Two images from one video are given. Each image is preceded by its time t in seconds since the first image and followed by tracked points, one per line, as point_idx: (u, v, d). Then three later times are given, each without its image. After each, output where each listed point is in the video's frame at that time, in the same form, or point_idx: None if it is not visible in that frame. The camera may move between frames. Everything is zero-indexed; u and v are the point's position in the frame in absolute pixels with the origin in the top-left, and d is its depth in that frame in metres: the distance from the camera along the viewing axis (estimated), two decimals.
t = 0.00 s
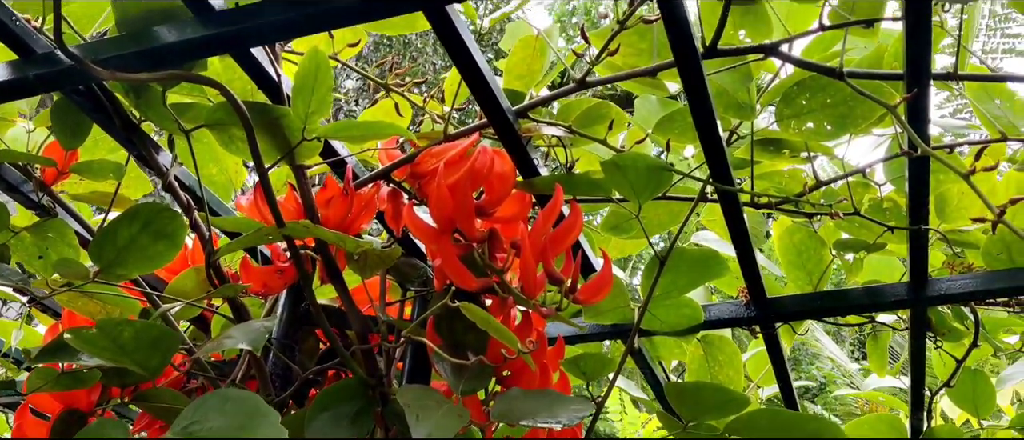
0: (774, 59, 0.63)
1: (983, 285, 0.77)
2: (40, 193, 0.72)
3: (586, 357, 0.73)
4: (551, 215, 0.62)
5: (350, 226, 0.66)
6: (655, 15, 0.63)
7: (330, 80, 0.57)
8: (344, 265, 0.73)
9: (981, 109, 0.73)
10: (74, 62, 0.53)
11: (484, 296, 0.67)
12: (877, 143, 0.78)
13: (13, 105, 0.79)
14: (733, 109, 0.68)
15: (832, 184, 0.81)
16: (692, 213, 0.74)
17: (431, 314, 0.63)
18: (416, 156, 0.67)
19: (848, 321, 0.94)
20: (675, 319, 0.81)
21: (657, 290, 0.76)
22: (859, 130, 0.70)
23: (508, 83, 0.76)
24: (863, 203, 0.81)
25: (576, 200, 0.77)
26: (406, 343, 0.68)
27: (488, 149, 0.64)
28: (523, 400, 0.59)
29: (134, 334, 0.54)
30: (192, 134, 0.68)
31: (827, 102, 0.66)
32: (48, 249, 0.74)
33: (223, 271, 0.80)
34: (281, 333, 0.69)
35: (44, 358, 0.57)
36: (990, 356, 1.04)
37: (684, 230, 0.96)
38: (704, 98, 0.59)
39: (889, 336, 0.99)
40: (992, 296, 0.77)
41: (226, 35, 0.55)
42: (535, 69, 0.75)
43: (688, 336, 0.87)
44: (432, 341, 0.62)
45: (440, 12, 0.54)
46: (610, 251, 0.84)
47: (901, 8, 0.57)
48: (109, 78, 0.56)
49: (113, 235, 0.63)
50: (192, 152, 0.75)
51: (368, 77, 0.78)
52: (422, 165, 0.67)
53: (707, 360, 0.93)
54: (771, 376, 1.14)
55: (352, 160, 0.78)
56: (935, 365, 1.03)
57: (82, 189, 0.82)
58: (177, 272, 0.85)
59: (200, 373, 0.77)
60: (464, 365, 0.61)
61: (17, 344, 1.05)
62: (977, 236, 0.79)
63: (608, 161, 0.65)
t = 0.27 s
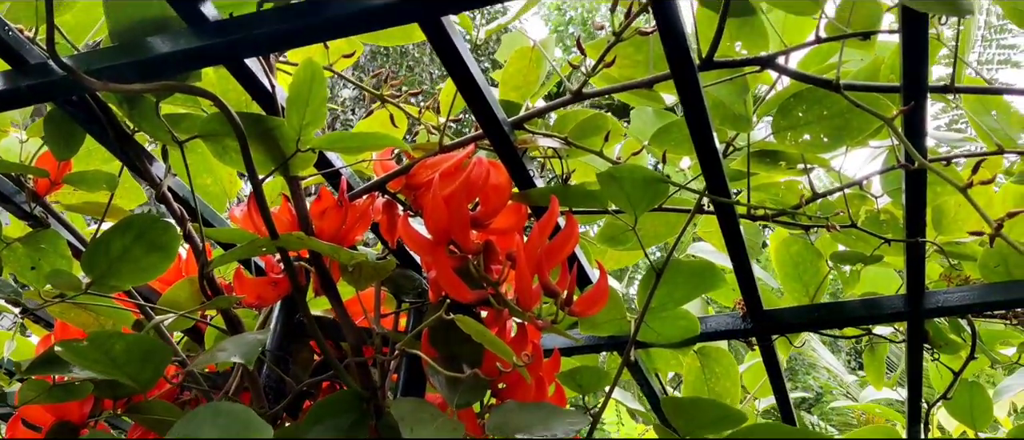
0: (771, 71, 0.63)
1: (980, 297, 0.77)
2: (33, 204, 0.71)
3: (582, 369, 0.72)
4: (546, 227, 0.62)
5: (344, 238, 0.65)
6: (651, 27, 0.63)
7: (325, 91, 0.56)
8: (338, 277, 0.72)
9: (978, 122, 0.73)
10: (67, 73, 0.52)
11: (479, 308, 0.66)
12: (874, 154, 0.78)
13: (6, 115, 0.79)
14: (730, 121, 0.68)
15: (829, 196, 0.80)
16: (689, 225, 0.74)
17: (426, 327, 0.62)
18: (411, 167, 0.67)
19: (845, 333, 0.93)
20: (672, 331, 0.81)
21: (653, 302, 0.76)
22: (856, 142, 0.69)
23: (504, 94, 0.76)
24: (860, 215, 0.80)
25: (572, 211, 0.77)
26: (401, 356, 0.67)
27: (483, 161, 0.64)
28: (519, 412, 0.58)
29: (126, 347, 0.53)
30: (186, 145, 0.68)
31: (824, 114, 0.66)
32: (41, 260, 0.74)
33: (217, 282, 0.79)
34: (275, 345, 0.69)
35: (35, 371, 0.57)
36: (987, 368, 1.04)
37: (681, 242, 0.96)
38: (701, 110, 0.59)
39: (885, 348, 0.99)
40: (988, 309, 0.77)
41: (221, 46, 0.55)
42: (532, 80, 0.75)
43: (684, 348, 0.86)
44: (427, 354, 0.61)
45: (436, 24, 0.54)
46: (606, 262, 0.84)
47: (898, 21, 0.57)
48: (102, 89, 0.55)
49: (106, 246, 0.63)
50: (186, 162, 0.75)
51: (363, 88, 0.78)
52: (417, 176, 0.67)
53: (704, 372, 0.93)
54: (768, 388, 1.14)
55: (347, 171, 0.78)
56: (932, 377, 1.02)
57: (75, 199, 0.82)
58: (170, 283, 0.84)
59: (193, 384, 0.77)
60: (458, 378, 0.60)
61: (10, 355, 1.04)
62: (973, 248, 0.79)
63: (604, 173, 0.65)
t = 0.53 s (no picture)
0: (767, 81, 0.62)
1: (977, 308, 0.77)
2: (26, 212, 0.71)
3: (578, 381, 0.72)
4: (542, 237, 0.61)
5: (339, 247, 0.65)
6: (648, 37, 0.63)
7: (320, 100, 0.56)
8: (333, 286, 0.72)
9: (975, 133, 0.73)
10: (60, 80, 0.52)
11: (475, 319, 0.66)
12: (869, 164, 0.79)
13: None
14: (727, 130, 0.68)
15: (825, 207, 0.80)
16: (685, 235, 0.73)
17: (421, 337, 0.62)
18: (406, 176, 0.66)
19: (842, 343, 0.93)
20: (668, 341, 0.80)
21: (649, 312, 0.75)
22: (853, 153, 0.69)
23: (500, 103, 0.76)
24: (857, 225, 0.80)
25: (568, 221, 0.77)
26: (395, 366, 0.67)
27: (479, 170, 0.64)
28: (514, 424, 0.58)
29: (118, 357, 0.53)
30: (180, 154, 0.67)
31: (820, 124, 0.66)
32: (33, 269, 0.73)
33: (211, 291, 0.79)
34: (268, 355, 0.68)
35: (26, 381, 0.56)
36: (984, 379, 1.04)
37: (677, 252, 0.96)
38: (697, 120, 0.59)
39: (883, 359, 0.98)
40: (986, 320, 0.76)
41: (216, 54, 0.54)
42: (528, 90, 0.75)
43: (681, 359, 0.86)
44: (422, 365, 0.61)
45: (432, 33, 0.54)
46: (602, 272, 0.84)
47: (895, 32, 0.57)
48: (96, 97, 0.55)
49: (99, 255, 0.62)
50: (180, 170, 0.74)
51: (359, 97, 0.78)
52: (412, 186, 0.67)
53: (701, 383, 0.93)
54: (765, 398, 1.13)
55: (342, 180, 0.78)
56: (929, 388, 1.02)
57: (69, 207, 0.81)
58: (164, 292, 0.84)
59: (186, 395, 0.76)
60: (453, 389, 0.60)
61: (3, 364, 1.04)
62: (971, 259, 0.78)
63: (601, 183, 0.65)
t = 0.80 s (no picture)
0: (765, 91, 0.62)
1: (975, 320, 0.76)
2: (18, 220, 0.70)
3: (574, 391, 0.71)
4: (538, 247, 0.61)
5: (334, 257, 0.64)
6: (645, 46, 0.62)
7: (316, 108, 0.56)
8: (328, 296, 0.71)
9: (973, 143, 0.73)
10: (53, 88, 0.52)
11: (470, 329, 0.65)
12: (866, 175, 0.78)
13: None
14: (724, 140, 0.67)
15: (823, 217, 0.80)
16: (683, 245, 0.73)
17: (416, 348, 0.61)
18: (402, 185, 0.66)
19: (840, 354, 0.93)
20: (665, 352, 0.80)
21: (647, 323, 0.75)
22: (851, 163, 0.69)
23: (497, 112, 0.75)
24: (854, 235, 0.80)
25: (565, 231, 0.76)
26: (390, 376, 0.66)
27: (475, 179, 0.63)
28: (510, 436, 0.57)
29: (109, 367, 0.52)
30: (174, 162, 0.67)
31: (818, 134, 0.65)
32: (25, 277, 0.73)
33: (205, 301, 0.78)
34: (262, 365, 0.68)
35: (16, 391, 0.56)
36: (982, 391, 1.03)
37: (675, 261, 0.96)
38: (695, 129, 0.58)
39: (881, 370, 0.98)
40: (984, 331, 0.76)
41: (211, 61, 0.54)
42: (525, 99, 0.74)
43: (678, 370, 0.86)
44: (417, 375, 0.60)
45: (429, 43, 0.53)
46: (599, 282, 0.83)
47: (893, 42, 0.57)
48: (89, 105, 0.54)
49: (91, 264, 0.62)
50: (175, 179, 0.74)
51: (355, 105, 0.77)
52: (408, 194, 0.66)
53: (698, 394, 0.92)
54: (762, 409, 1.13)
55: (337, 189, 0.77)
56: (927, 399, 1.01)
57: (62, 215, 0.81)
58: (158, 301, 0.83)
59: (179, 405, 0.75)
60: (448, 400, 0.59)
61: None
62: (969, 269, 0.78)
63: (598, 192, 0.64)
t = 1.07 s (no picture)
0: (763, 100, 0.62)
1: (974, 331, 0.76)
2: (10, 228, 0.70)
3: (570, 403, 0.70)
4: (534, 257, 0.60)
5: (328, 267, 0.63)
6: (642, 55, 0.62)
7: (310, 116, 0.55)
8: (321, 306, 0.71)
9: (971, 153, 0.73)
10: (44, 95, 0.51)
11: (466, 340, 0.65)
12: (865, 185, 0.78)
13: None
14: (722, 150, 0.66)
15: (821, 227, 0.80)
16: (680, 255, 0.72)
17: (411, 359, 0.61)
18: (397, 194, 0.65)
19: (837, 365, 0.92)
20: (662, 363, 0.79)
21: (643, 333, 0.74)
22: (849, 173, 0.69)
23: (493, 121, 0.75)
24: (853, 245, 0.80)
25: (561, 241, 0.76)
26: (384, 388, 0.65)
27: (471, 188, 0.63)
28: None
29: (99, 379, 0.51)
30: (167, 170, 0.66)
31: (816, 144, 0.65)
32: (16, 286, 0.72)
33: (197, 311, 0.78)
34: (255, 376, 0.67)
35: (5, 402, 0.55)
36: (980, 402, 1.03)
37: (671, 271, 0.95)
38: (692, 139, 0.58)
39: (878, 381, 0.98)
40: (983, 342, 0.75)
41: (204, 69, 0.53)
42: (521, 107, 0.74)
43: (674, 380, 0.85)
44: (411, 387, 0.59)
45: (424, 51, 0.53)
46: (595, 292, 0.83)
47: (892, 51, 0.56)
48: (81, 113, 0.54)
49: (82, 273, 0.61)
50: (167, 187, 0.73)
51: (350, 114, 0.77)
52: (403, 203, 0.66)
53: (695, 405, 0.92)
54: (759, 420, 1.12)
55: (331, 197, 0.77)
56: (924, 411, 1.01)
57: (54, 224, 0.80)
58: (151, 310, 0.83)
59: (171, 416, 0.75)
60: (443, 413, 0.58)
61: None
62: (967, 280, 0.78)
63: (594, 201, 0.64)
